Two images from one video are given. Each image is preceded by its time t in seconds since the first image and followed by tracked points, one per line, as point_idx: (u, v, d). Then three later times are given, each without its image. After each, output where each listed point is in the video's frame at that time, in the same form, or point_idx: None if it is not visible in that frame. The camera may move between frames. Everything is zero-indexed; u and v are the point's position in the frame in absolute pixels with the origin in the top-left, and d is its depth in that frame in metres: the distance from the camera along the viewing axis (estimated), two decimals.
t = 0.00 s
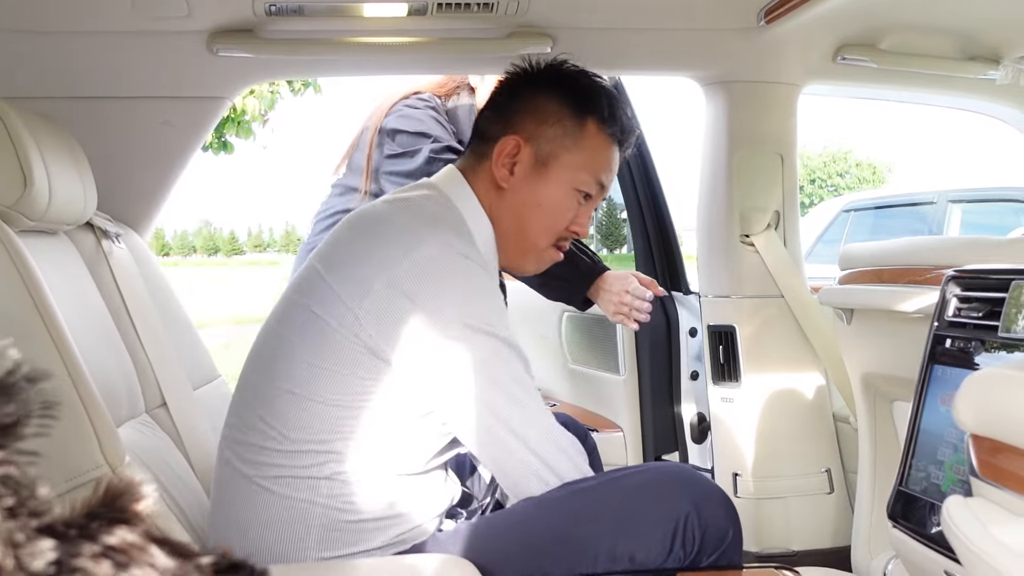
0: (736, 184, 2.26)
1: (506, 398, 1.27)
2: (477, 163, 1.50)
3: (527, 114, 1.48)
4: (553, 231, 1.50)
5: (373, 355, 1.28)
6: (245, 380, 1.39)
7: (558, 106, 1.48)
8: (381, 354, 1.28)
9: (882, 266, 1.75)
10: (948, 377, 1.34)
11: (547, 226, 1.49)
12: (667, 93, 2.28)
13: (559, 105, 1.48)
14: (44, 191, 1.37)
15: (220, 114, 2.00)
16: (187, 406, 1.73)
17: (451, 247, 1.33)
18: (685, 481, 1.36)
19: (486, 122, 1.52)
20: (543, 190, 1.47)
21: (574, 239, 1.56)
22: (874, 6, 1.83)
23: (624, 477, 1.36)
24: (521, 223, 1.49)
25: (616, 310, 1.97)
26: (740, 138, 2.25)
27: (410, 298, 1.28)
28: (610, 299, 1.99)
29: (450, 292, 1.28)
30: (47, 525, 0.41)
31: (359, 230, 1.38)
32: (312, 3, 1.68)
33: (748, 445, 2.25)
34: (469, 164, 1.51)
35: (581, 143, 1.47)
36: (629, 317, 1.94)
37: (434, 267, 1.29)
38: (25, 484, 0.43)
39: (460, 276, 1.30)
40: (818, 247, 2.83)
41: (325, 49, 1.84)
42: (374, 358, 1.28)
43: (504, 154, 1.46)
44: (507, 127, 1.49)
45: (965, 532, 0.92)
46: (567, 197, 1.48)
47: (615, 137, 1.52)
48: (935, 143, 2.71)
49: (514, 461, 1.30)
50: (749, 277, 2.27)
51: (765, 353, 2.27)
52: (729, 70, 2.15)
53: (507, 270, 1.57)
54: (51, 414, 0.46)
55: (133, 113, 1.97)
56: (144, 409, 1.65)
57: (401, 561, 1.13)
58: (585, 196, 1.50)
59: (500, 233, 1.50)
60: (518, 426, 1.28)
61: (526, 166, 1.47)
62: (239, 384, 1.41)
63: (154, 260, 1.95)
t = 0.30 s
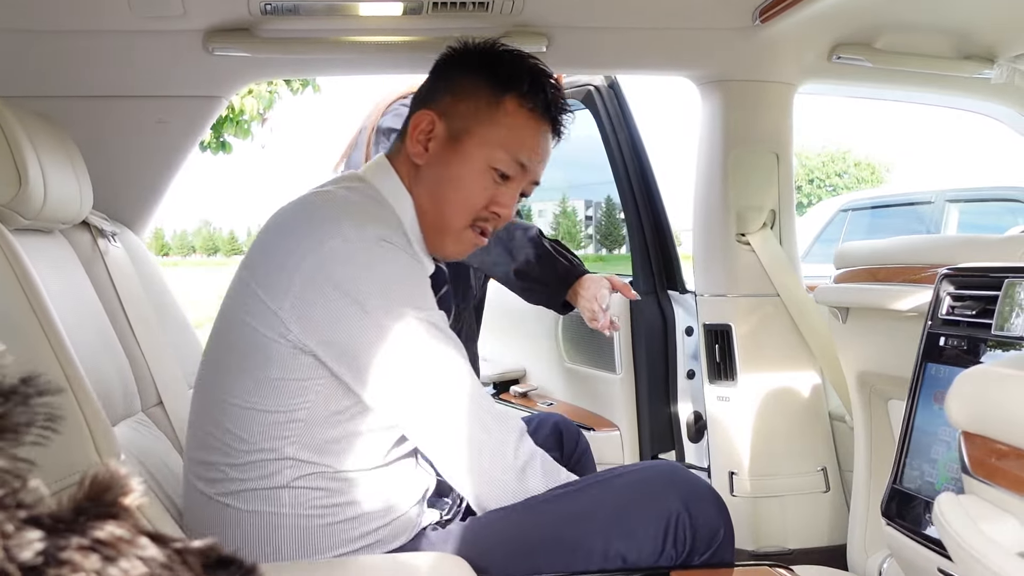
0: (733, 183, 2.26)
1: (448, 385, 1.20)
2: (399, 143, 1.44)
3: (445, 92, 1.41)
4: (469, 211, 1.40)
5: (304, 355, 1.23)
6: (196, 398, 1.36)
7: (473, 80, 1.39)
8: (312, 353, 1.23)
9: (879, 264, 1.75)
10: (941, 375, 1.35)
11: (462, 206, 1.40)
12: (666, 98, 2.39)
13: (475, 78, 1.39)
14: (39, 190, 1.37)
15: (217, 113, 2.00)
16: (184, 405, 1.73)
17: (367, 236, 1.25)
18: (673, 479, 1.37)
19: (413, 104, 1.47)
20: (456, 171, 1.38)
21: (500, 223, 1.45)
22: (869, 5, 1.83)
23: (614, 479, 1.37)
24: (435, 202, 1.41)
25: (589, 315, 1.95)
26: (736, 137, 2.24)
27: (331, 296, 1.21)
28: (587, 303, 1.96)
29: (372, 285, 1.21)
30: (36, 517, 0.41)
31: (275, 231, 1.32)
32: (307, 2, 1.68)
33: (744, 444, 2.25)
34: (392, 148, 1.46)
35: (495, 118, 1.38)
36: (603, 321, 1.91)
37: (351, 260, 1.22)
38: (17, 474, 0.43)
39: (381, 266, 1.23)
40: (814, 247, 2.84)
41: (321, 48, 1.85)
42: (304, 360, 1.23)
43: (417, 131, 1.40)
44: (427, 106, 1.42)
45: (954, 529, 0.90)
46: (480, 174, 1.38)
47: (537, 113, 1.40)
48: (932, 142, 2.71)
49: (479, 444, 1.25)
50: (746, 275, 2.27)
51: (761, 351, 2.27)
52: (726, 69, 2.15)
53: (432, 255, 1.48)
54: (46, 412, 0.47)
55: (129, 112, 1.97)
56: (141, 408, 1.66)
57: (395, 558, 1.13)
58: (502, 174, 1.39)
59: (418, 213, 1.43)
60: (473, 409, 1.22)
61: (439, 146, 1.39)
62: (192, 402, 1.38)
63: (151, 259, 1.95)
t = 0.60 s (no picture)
0: (733, 183, 2.26)
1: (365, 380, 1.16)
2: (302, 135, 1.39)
3: (346, 79, 1.36)
4: (378, 198, 1.35)
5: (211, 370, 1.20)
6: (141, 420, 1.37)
7: (373, 64, 1.35)
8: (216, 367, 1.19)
9: (878, 264, 1.75)
10: (942, 374, 1.35)
11: (369, 192, 1.34)
12: (667, 99, 2.42)
13: (374, 62, 1.35)
14: (41, 190, 1.37)
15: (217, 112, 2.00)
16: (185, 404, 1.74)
17: (241, 232, 1.19)
18: (674, 477, 1.39)
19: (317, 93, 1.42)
20: (360, 157, 1.33)
21: (413, 210, 1.39)
22: (869, 5, 1.84)
23: (615, 477, 1.38)
24: (342, 191, 1.35)
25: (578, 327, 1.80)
26: (736, 137, 2.25)
27: (213, 300, 1.16)
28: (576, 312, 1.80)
29: (249, 277, 1.15)
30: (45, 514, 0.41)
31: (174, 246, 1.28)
32: (308, 2, 1.69)
33: (743, 443, 2.25)
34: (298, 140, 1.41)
35: (397, 100, 1.33)
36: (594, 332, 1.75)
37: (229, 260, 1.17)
38: (25, 471, 0.43)
39: (260, 257, 1.17)
40: (814, 246, 2.86)
41: (322, 48, 1.85)
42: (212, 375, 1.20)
43: (319, 120, 1.35)
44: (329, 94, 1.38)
45: (957, 527, 0.91)
46: (385, 159, 1.33)
47: (441, 93, 1.36)
48: (931, 143, 2.72)
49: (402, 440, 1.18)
50: (745, 275, 2.28)
51: (761, 351, 2.27)
52: (726, 69, 2.16)
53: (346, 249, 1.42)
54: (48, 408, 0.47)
55: (130, 111, 1.97)
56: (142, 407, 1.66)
57: (397, 556, 1.14)
58: (409, 158, 1.34)
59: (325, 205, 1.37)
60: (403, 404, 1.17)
61: (345, 133, 1.34)
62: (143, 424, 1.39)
63: (152, 259, 1.95)
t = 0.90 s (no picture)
0: (735, 183, 2.27)
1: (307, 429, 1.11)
2: (219, 138, 1.30)
3: (257, 76, 1.26)
4: (309, 202, 1.27)
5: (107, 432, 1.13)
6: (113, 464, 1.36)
7: (287, 57, 1.25)
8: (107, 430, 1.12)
9: (882, 263, 1.76)
10: (948, 372, 1.36)
11: (298, 198, 1.26)
12: (669, 98, 2.41)
13: (288, 55, 1.25)
14: (51, 191, 1.38)
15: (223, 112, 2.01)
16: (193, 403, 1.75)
17: (118, 269, 1.12)
18: (688, 475, 1.41)
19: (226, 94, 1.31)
20: (280, 162, 1.24)
21: (347, 208, 1.32)
22: (872, 6, 1.85)
23: (625, 477, 1.40)
24: (266, 197, 1.26)
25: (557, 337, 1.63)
26: (739, 137, 2.25)
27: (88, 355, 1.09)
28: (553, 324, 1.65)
29: (111, 324, 1.07)
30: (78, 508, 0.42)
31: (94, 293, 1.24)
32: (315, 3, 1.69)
33: (745, 443, 2.26)
34: (212, 148, 1.31)
35: (315, 95, 1.24)
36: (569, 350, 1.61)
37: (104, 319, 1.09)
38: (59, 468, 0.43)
39: (128, 301, 1.09)
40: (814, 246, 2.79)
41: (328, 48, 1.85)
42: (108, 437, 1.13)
43: (232, 125, 1.25)
44: (241, 94, 1.27)
45: (964, 524, 0.93)
46: (312, 159, 1.24)
47: (361, 84, 1.28)
48: (933, 143, 2.73)
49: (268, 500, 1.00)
50: (748, 274, 2.28)
51: (765, 351, 2.27)
52: (729, 69, 2.16)
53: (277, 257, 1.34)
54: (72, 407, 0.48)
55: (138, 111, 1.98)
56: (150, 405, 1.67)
57: (406, 554, 1.14)
58: (338, 157, 1.26)
59: (247, 212, 1.29)
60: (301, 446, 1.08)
61: (262, 136, 1.25)
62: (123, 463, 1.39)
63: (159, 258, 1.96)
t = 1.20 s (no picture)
0: (732, 183, 2.27)
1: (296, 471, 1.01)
2: (200, 141, 1.29)
3: (235, 79, 1.26)
4: (292, 207, 1.26)
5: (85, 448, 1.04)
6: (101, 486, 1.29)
7: (271, 61, 1.25)
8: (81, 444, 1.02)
9: (877, 263, 1.76)
10: (942, 371, 1.36)
11: (281, 203, 1.25)
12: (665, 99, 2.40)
13: (272, 59, 1.25)
14: (44, 189, 1.38)
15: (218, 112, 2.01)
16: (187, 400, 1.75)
17: (94, 282, 1.07)
18: (687, 474, 1.41)
19: (207, 99, 1.31)
20: (264, 164, 1.23)
21: (330, 212, 1.32)
22: (868, 5, 1.85)
23: (624, 477, 1.41)
24: (249, 201, 1.25)
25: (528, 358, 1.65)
26: (735, 136, 2.26)
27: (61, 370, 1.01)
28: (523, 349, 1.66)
29: (79, 335, 1.01)
30: (65, 502, 0.42)
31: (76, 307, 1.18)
32: (310, 2, 1.69)
33: (740, 442, 2.26)
34: (193, 152, 1.30)
35: (299, 101, 1.24)
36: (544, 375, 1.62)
37: (80, 325, 1.02)
38: (49, 460, 0.43)
39: (93, 310, 1.03)
40: (812, 245, 2.83)
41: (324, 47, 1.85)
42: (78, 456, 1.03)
43: (213, 130, 1.24)
44: (221, 97, 1.27)
45: (957, 521, 0.92)
46: (296, 165, 1.24)
47: (343, 89, 1.28)
48: (929, 143, 2.73)
49: (230, 508, 0.84)
50: (743, 274, 2.29)
51: (761, 350, 2.27)
52: (726, 68, 2.16)
53: (261, 260, 1.33)
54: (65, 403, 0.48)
55: (134, 111, 1.99)
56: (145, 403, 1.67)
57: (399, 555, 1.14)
58: (322, 162, 1.26)
59: (229, 214, 1.28)
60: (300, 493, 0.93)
61: (244, 139, 1.24)
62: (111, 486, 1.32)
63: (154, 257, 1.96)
